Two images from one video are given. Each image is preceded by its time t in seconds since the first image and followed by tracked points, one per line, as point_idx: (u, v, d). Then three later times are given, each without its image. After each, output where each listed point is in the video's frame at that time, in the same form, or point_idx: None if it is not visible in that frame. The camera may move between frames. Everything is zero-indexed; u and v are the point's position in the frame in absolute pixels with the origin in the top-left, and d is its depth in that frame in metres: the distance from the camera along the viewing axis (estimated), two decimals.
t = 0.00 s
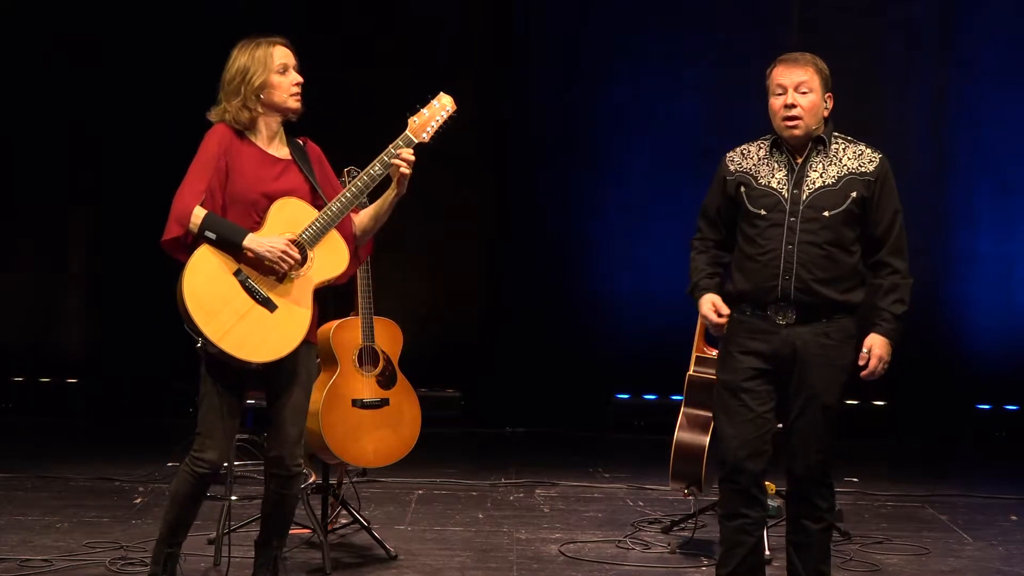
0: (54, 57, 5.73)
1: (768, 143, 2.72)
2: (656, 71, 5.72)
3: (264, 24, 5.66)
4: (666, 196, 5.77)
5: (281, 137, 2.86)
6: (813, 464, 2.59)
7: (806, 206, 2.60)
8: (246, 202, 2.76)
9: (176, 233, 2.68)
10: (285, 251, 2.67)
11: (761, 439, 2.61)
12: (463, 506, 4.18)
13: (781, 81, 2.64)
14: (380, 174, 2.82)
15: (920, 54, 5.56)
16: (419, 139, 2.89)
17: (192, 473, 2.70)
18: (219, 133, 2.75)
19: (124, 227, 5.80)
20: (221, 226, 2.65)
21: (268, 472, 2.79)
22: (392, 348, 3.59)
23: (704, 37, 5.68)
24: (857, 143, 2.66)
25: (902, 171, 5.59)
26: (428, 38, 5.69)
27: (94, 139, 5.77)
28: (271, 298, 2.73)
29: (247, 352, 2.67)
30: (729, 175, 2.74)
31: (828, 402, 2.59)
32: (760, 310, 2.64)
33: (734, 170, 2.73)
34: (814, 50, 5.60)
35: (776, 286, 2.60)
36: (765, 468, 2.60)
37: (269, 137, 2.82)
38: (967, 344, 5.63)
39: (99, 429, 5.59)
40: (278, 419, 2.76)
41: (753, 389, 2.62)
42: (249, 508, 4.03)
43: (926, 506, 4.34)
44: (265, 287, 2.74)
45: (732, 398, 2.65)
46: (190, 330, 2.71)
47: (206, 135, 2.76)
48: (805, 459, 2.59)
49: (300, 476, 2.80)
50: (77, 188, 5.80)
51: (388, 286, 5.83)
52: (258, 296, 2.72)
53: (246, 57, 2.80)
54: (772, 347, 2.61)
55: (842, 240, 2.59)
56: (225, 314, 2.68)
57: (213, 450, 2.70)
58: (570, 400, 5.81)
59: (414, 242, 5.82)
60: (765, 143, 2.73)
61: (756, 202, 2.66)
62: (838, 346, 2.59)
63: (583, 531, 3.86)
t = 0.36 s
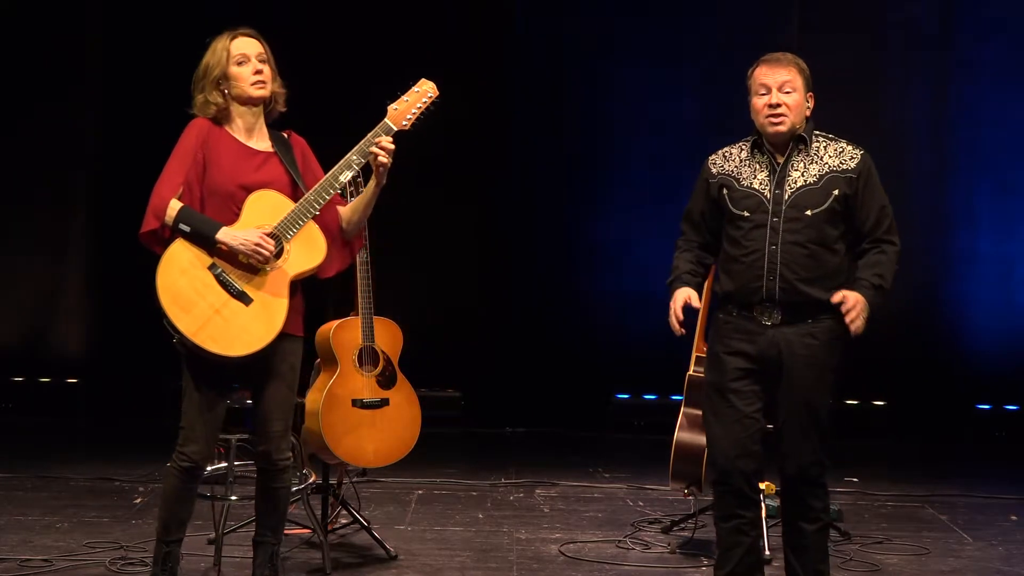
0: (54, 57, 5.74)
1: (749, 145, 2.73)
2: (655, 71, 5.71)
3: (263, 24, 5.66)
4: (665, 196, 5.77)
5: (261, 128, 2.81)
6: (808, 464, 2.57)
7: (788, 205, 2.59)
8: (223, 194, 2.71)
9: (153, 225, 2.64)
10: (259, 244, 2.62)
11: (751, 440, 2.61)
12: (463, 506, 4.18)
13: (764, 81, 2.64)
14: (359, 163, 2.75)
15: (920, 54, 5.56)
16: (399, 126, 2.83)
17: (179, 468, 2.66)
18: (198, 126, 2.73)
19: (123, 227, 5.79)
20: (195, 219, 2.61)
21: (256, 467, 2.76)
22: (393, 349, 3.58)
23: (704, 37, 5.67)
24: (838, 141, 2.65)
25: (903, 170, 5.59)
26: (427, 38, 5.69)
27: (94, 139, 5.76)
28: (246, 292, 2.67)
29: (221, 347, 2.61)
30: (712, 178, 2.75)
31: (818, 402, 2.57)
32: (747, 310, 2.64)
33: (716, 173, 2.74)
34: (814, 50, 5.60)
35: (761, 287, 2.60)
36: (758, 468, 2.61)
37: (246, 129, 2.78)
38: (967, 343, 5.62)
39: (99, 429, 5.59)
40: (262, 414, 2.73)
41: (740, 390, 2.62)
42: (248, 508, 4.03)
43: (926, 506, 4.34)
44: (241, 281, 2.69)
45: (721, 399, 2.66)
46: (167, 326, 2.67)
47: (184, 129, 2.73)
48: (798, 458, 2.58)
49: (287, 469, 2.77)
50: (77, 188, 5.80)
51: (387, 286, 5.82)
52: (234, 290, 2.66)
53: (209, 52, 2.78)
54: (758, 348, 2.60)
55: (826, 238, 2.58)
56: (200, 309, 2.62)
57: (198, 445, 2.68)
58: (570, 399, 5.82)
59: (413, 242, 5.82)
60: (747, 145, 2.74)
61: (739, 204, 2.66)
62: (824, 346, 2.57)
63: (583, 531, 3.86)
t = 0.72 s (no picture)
0: (54, 58, 5.74)
1: (748, 146, 2.72)
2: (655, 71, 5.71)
3: (263, 24, 5.67)
4: (664, 195, 5.76)
5: (236, 125, 2.81)
6: (809, 465, 2.57)
7: (789, 207, 2.59)
8: (193, 191, 2.72)
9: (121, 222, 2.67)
10: (222, 241, 2.62)
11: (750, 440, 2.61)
12: (463, 506, 4.18)
13: (763, 83, 2.63)
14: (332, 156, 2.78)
15: (919, 54, 5.56)
16: (370, 120, 2.87)
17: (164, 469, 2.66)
18: (170, 124, 2.74)
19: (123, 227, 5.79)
20: (161, 216, 2.63)
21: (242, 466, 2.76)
22: (392, 350, 3.58)
23: (704, 37, 5.67)
24: (837, 142, 2.66)
25: (902, 171, 5.59)
26: (427, 38, 5.69)
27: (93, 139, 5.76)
28: (212, 288, 2.67)
29: (186, 344, 2.62)
30: (710, 179, 2.73)
31: (819, 402, 2.57)
32: (747, 312, 2.62)
33: (714, 174, 2.72)
34: (813, 50, 5.60)
35: (763, 289, 2.58)
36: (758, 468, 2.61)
37: (218, 126, 2.78)
38: (967, 343, 5.62)
39: (99, 429, 5.59)
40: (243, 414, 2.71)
41: (740, 391, 2.62)
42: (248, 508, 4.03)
43: (926, 506, 4.34)
44: (208, 277, 2.69)
45: (720, 400, 2.65)
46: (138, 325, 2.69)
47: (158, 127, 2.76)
48: (799, 458, 2.58)
49: (273, 467, 2.77)
50: (76, 188, 5.80)
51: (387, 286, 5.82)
52: (200, 287, 2.67)
53: (186, 49, 2.78)
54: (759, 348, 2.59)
55: (826, 239, 2.58)
56: (166, 306, 2.64)
57: (182, 443, 2.67)
58: (571, 399, 5.83)
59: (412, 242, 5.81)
60: (745, 146, 2.73)
61: (739, 205, 2.65)
62: (825, 345, 2.58)
63: (583, 531, 3.86)
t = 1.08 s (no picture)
0: (55, 58, 5.75)
1: (757, 145, 2.71)
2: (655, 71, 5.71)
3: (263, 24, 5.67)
4: (664, 194, 5.76)
5: (213, 127, 2.82)
6: (813, 464, 2.57)
7: (798, 208, 2.60)
8: (168, 192, 2.72)
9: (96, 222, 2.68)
10: (196, 241, 2.63)
11: (755, 440, 2.60)
12: (463, 506, 4.18)
13: (774, 83, 2.61)
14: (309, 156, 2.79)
15: (919, 54, 5.56)
16: (346, 121, 2.91)
17: (152, 470, 2.67)
18: (146, 124, 2.75)
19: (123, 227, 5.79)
20: (136, 217, 2.63)
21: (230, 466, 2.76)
22: (393, 350, 3.58)
23: (705, 37, 5.67)
24: (846, 142, 2.66)
25: (902, 170, 5.59)
26: (427, 38, 5.70)
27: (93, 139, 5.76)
28: (187, 288, 2.68)
29: (160, 344, 2.62)
30: (719, 179, 2.73)
31: (826, 401, 2.58)
32: (757, 312, 2.62)
33: (723, 174, 2.72)
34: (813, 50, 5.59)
35: (772, 289, 2.58)
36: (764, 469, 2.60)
37: (197, 127, 2.78)
38: (966, 343, 5.62)
39: (99, 429, 5.59)
40: (228, 414, 2.71)
41: (748, 391, 2.61)
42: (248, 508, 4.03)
43: (926, 506, 4.34)
44: (182, 277, 2.70)
45: (726, 400, 2.64)
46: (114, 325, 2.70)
47: (134, 127, 2.76)
48: (803, 459, 2.57)
49: (262, 465, 2.77)
50: (76, 188, 5.80)
51: (386, 286, 5.82)
52: (174, 287, 2.67)
53: (183, 46, 2.75)
54: (768, 348, 2.59)
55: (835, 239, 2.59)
56: (141, 306, 2.65)
57: (169, 445, 2.67)
58: (571, 399, 5.83)
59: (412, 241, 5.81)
60: (754, 146, 2.72)
61: (748, 206, 2.65)
62: (834, 345, 2.58)
63: (583, 531, 3.86)
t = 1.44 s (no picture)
0: (55, 59, 5.75)
1: (765, 144, 2.70)
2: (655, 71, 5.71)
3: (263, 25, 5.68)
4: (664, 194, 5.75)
5: (195, 134, 2.82)
6: (815, 464, 2.57)
7: (805, 209, 2.59)
8: (153, 197, 2.71)
9: (80, 227, 2.66)
10: (182, 246, 2.63)
11: (758, 439, 2.60)
12: (463, 506, 4.18)
13: (783, 81, 2.61)
14: (293, 163, 2.80)
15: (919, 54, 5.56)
16: (330, 127, 2.90)
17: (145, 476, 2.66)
18: (130, 130, 2.73)
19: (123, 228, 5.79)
20: (121, 222, 2.62)
21: (223, 471, 2.75)
22: (393, 350, 3.58)
23: (705, 37, 5.67)
24: (853, 143, 2.65)
25: (903, 170, 5.59)
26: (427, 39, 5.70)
27: (92, 139, 5.76)
28: (173, 293, 2.67)
29: (147, 348, 2.61)
30: (725, 177, 2.71)
31: (830, 401, 2.57)
32: (762, 312, 2.61)
33: (730, 172, 2.70)
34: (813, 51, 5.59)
35: (777, 289, 2.58)
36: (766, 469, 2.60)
37: (182, 134, 2.78)
38: (966, 343, 5.62)
39: (99, 429, 5.59)
40: (219, 419, 2.70)
41: (752, 390, 2.61)
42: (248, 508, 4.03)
43: (926, 505, 4.34)
44: (168, 281, 2.69)
45: (729, 399, 2.64)
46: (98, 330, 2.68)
47: (118, 132, 2.74)
48: (805, 459, 2.57)
49: (255, 469, 2.76)
50: (76, 188, 5.80)
51: (386, 286, 5.82)
52: (160, 291, 2.67)
53: (173, 53, 2.74)
54: (772, 348, 2.59)
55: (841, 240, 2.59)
56: (127, 310, 2.63)
57: (161, 451, 2.66)
58: (571, 399, 5.83)
59: (412, 241, 5.81)
60: (761, 144, 2.71)
61: (755, 205, 2.64)
62: (838, 346, 2.57)
63: (583, 531, 3.86)
